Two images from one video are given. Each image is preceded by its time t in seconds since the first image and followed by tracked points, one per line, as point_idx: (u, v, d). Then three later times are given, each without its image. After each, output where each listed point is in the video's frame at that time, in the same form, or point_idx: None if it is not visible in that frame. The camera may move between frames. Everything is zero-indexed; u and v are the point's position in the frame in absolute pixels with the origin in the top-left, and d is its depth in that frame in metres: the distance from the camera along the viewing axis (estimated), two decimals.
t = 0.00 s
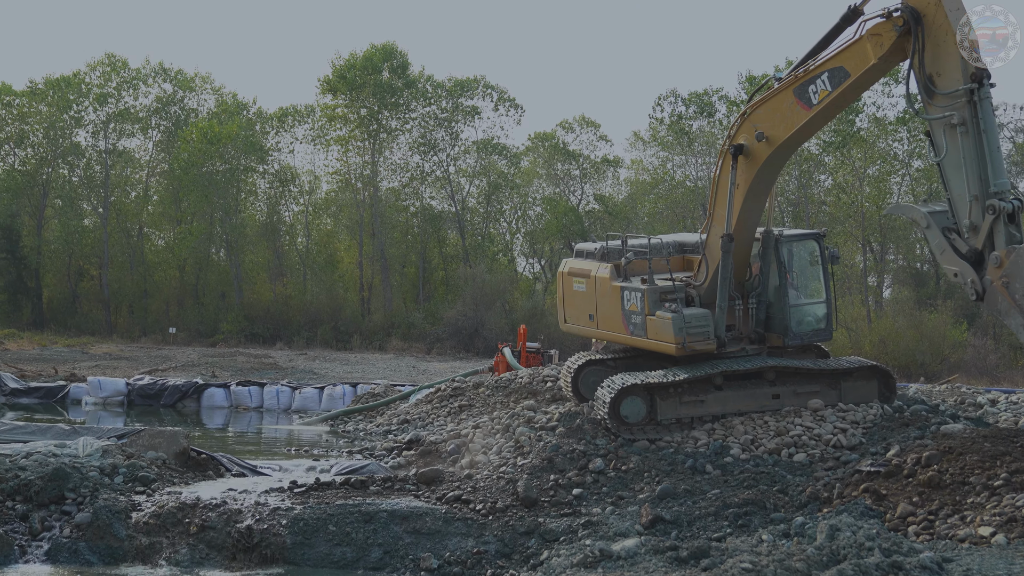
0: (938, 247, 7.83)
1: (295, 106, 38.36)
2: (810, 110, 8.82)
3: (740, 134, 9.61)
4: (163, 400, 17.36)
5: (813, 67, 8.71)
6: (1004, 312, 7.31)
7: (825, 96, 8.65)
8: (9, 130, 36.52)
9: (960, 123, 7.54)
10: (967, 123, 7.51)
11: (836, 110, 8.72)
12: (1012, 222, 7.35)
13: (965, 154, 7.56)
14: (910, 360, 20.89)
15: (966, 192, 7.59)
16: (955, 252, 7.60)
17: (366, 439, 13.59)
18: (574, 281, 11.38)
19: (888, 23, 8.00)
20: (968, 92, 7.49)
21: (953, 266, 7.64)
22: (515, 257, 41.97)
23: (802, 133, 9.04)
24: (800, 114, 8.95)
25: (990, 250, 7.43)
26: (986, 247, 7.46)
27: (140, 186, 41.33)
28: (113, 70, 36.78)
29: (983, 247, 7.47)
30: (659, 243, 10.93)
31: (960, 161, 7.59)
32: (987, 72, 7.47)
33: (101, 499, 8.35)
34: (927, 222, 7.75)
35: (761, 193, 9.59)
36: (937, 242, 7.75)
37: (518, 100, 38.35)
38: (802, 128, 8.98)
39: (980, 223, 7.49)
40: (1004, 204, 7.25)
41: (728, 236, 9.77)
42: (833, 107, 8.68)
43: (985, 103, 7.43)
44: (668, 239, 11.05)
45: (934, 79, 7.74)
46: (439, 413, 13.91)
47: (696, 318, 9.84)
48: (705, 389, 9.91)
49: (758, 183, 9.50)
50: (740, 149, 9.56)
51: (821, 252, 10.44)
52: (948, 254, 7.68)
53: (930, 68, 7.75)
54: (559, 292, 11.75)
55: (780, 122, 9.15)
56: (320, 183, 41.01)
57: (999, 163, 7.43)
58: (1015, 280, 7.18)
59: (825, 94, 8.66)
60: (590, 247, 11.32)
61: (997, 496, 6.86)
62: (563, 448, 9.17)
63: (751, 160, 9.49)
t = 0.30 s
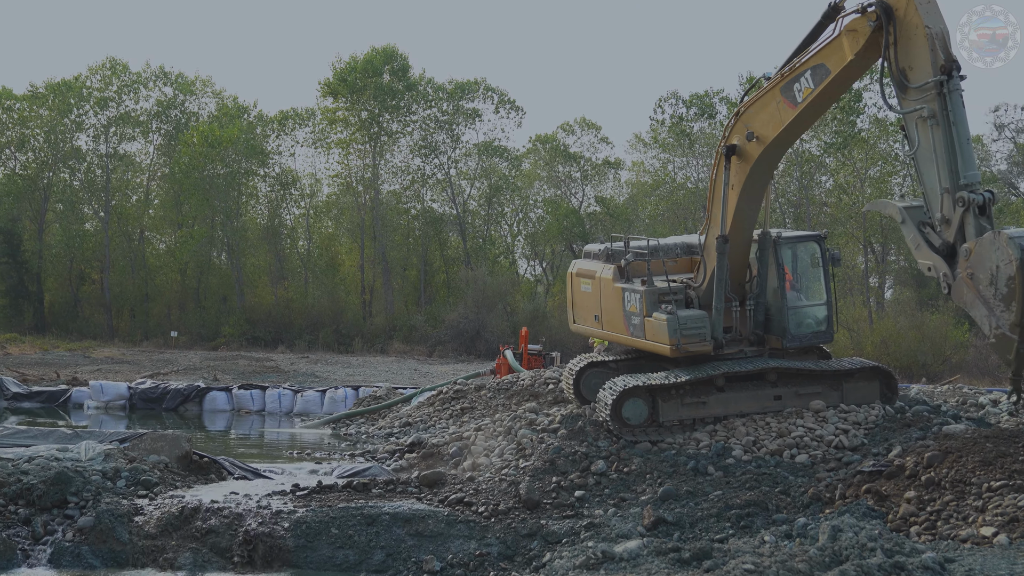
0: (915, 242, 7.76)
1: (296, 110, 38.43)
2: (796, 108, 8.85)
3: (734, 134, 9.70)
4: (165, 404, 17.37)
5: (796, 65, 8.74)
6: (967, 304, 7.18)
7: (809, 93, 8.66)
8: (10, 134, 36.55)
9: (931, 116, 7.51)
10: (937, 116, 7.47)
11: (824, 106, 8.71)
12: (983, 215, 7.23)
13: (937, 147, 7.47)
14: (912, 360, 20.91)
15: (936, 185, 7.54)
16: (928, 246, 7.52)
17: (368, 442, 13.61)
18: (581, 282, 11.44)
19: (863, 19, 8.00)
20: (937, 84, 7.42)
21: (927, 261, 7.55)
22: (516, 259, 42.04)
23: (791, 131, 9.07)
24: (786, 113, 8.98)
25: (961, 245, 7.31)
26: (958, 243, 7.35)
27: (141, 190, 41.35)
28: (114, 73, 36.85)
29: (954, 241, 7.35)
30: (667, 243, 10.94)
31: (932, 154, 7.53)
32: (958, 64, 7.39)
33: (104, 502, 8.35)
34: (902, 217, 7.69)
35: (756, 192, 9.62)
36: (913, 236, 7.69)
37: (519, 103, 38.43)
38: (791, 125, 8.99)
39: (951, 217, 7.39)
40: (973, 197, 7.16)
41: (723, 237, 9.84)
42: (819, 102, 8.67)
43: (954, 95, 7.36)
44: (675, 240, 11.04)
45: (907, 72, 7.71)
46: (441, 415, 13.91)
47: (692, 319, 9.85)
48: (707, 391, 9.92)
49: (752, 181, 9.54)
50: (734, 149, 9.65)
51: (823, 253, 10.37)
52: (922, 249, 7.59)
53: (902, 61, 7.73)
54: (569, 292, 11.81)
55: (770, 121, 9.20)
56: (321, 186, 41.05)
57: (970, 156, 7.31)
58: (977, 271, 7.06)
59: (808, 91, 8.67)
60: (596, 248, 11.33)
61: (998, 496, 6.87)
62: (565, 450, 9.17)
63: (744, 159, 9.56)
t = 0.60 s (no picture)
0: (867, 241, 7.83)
1: (296, 111, 38.42)
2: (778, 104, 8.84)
3: (726, 133, 9.72)
4: (166, 405, 17.38)
5: (777, 62, 8.73)
6: (900, 309, 7.21)
7: (789, 90, 8.63)
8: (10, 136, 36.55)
9: (884, 117, 7.55)
10: (891, 117, 7.49)
11: (807, 101, 8.68)
12: (932, 218, 7.25)
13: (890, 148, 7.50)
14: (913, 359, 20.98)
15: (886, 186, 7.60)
16: (877, 245, 7.56)
17: (370, 442, 13.62)
18: (590, 281, 11.50)
19: (833, 13, 7.95)
20: (892, 85, 7.42)
21: (875, 260, 7.59)
22: (517, 259, 42.09)
23: (776, 127, 9.05)
24: (769, 110, 8.96)
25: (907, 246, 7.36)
26: (906, 243, 7.39)
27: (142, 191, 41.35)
28: (115, 75, 36.86)
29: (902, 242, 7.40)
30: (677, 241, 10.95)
31: (886, 154, 7.57)
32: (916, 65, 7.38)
33: (106, 504, 8.36)
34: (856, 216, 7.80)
35: (747, 189, 9.66)
36: (864, 235, 7.75)
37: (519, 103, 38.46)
38: (775, 122, 8.99)
39: (901, 217, 7.43)
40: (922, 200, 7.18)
41: (717, 236, 9.97)
42: (801, 98, 8.64)
43: (908, 96, 7.35)
44: (684, 239, 11.02)
45: (868, 70, 7.70)
46: (443, 415, 13.92)
47: (685, 319, 9.89)
48: (708, 389, 9.92)
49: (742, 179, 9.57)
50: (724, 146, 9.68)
51: (822, 254, 10.28)
52: (872, 248, 7.62)
53: (862, 60, 7.72)
54: (581, 291, 11.88)
55: (755, 118, 9.21)
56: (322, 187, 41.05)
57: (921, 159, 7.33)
58: (911, 278, 7.09)
59: (788, 88, 8.65)
60: (604, 247, 11.38)
61: (1000, 493, 6.87)
62: (567, 449, 9.17)
63: (734, 156, 9.59)
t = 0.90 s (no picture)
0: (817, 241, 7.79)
1: (296, 105, 38.35)
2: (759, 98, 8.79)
3: (718, 127, 9.66)
4: (167, 400, 17.39)
5: (757, 57, 8.64)
6: (830, 322, 7.08)
7: (768, 86, 8.56)
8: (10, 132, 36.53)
9: (838, 120, 7.47)
10: (844, 121, 7.39)
11: (786, 96, 8.59)
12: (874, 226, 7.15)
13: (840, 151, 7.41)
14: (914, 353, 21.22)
15: (836, 190, 7.52)
16: (824, 246, 7.54)
17: (370, 437, 13.62)
18: (599, 273, 11.56)
19: (800, 9, 7.89)
20: (844, 90, 7.33)
21: (822, 261, 7.57)
22: (518, 254, 42.11)
23: (760, 122, 8.97)
24: (752, 105, 8.89)
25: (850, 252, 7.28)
26: (849, 249, 7.31)
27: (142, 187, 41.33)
28: (115, 70, 36.83)
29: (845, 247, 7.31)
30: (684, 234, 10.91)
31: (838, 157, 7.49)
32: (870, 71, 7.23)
33: (106, 499, 8.36)
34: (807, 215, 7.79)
35: (738, 184, 9.61)
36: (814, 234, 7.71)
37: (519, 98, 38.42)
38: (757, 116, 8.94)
39: (845, 221, 7.35)
40: (864, 208, 7.07)
41: (708, 232, 9.99)
42: (780, 94, 8.57)
43: (859, 103, 7.23)
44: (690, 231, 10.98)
45: (827, 71, 7.60)
46: (443, 410, 13.92)
47: (678, 313, 9.92)
48: (708, 383, 9.90)
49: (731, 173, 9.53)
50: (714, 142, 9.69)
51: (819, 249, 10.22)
52: (820, 249, 7.60)
53: (822, 61, 7.63)
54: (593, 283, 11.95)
55: (739, 113, 9.18)
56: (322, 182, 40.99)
57: (868, 165, 7.19)
58: (840, 292, 6.96)
59: (768, 83, 8.57)
60: (611, 240, 11.40)
61: (1000, 487, 6.87)
62: (567, 444, 9.17)
63: (723, 151, 9.57)
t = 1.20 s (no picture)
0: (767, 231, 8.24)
1: (295, 101, 38.30)
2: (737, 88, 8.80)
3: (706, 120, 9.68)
4: (168, 395, 17.40)
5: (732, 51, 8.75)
6: (760, 320, 7.38)
7: (740, 78, 8.63)
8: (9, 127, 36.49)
9: (784, 117, 7.77)
10: (786, 120, 7.70)
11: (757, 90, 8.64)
12: (811, 224, 7.53)
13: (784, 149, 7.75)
14: (914, 347, 21.44)
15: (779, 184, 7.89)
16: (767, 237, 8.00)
17: (371, 432, 13.63)
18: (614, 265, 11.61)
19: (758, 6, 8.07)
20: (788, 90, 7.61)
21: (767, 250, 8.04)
22: (518, 249, 42.12)
23: (740, 113, 8.98)
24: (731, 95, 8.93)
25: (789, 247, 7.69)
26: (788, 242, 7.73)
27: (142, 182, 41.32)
28: (115, 66, 36.80)
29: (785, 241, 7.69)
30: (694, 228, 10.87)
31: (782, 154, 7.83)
32: (813, 71, 7.52)
33: (106, 494, 8.35)
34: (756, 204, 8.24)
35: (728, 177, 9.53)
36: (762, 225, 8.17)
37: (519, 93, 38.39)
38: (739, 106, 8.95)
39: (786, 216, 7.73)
40: (800, 207, 7.44)
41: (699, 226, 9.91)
42: (751, 87, 8.63)
43: (800, 103, 7.54)
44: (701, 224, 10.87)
45: (778, 67, 7.84)
46: (443, 405, 13.93)
47: (670, 308, 9.89)
48: (709, 378, 9.83)
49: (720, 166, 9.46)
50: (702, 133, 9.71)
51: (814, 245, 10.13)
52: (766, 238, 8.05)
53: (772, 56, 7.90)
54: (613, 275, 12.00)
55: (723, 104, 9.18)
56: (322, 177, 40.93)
57: (809, 164, 7.52)
58: (768, 292, 7.22)
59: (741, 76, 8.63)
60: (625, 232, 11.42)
61: (1000, 482, 6.89)
62: (568, 439, 9.18)
63: (712, 142, 9.53)
